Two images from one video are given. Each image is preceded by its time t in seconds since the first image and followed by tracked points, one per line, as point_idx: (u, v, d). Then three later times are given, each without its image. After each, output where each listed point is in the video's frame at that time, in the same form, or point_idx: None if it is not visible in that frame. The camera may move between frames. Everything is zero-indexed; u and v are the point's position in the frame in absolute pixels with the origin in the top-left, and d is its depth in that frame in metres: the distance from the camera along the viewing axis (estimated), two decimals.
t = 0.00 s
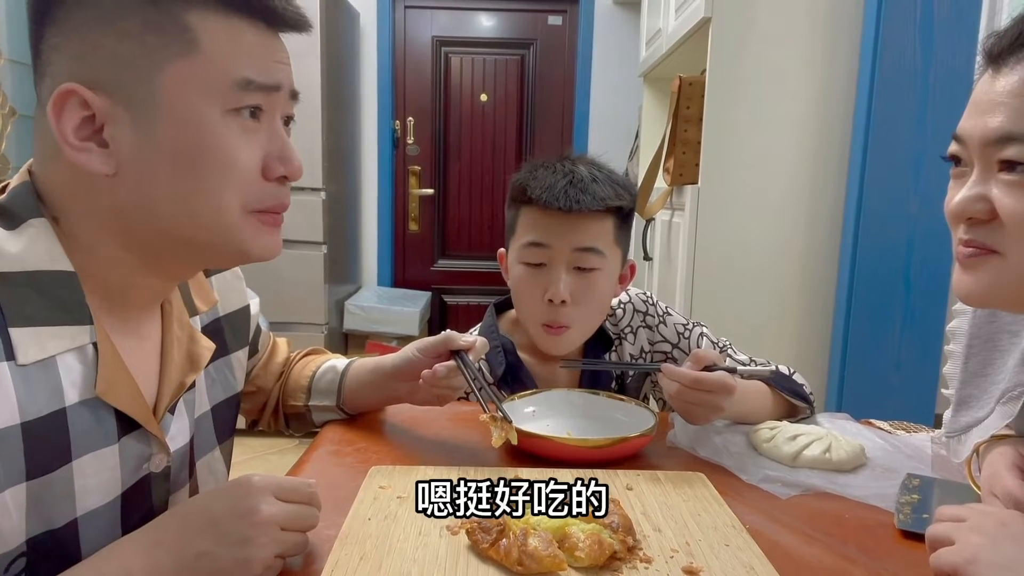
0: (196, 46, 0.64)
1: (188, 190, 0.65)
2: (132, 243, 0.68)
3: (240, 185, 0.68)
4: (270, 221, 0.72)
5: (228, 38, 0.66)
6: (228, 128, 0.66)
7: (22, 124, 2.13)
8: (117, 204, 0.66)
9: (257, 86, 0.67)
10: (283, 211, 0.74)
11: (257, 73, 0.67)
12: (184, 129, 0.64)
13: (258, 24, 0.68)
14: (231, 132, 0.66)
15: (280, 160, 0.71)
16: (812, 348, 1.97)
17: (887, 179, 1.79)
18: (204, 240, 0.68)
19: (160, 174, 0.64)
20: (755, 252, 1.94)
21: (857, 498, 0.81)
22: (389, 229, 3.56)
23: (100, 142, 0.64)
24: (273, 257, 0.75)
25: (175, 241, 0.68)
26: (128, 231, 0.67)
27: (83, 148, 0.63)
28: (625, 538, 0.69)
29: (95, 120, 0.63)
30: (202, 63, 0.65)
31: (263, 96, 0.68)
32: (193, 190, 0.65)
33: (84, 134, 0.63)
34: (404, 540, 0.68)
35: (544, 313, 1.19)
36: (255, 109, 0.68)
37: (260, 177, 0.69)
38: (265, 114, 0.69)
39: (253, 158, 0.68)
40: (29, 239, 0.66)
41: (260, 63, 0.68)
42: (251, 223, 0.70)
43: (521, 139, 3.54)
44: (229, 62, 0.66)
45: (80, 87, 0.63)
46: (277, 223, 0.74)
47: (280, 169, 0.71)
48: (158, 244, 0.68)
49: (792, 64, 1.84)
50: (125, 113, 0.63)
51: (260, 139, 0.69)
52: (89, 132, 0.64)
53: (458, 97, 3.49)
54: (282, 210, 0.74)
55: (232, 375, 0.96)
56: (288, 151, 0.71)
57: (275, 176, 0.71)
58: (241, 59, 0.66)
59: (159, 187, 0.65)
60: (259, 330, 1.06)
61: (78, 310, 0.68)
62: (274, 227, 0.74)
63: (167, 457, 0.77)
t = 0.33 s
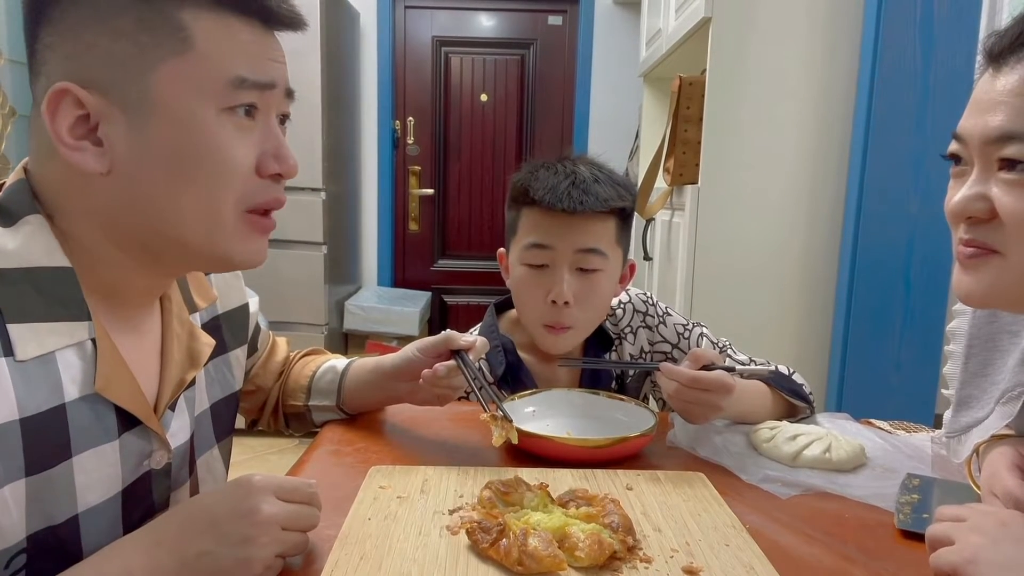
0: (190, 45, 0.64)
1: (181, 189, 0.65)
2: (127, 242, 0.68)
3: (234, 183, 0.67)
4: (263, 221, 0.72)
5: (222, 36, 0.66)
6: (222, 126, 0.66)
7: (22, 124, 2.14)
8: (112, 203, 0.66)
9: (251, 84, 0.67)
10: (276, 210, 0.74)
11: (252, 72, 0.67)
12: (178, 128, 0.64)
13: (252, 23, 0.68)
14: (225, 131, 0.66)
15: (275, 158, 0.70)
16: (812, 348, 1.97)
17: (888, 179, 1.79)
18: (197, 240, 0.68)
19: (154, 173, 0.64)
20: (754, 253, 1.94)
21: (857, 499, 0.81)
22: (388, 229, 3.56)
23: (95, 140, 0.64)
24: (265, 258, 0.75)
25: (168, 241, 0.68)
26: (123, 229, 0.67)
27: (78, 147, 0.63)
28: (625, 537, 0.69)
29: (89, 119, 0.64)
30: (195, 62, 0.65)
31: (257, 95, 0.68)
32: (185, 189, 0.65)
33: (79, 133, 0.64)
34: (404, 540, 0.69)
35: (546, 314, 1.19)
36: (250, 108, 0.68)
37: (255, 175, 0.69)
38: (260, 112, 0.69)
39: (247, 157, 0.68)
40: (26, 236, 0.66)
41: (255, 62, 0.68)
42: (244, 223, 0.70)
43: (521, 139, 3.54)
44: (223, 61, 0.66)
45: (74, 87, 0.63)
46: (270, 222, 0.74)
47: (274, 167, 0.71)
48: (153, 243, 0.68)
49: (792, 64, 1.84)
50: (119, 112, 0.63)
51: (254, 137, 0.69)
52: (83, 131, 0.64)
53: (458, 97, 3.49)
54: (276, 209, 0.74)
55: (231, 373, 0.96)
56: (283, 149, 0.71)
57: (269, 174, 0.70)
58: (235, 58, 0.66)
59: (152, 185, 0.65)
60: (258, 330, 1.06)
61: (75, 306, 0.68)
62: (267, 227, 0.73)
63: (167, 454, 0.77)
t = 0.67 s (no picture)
0: (189, 45, 0.64)
1: (181, 188, 0.65)
2: (126, 241, 0.68)
3: (233, 183, 0.67)
4: (263, 220, 0.72)
5: (221, 36, 0.66)
6: (222, 126, 0.66)
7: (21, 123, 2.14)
8: (112, 202, 0.66)
9: (251, 84, 0.67)
10: (277, 209, 0.74)
11: (251, 72, 0.67)
12: (177, 128, 0.64)
13: (252, 22, 0.68)
14: (224, 130, 0.66)
15: (274, 158, 0.70)
16: (812, 348, 1.97)
17: (888, 180, 1.79)
18: (197, 239, 0.68)
19: (154, 172, 0.64)
20: (754, 253, 1.95)
21: (857, 498, 0.81)
22: (388, 229, 3.56)
23: (94, 140, 0.64)
24: (266, 257, 0.75)
25: (168, 240, 0.68)
26: (123, 229, 0.67)
27: (78, 147, 0.63)
28: (625, 537, 0.69)
29: (88, 118, 0.64)
30: (195, 63, 0.65)
31: (256, 95, 0.68)
32: (185, 188, 0.65)
33: (78, 132, 0.64)
34: (404, 540, 0.68)
35: (549, 315, 1.19)
36: (250, 108, 0.68)
37: (254, 174, 0.69)
38: (260, 112, 0.69)
39: (246, 156, 0.68)
40: (25, 234, 0.66)
41: (254, 63, 0.68)
42: (244, 222, 0.70)
43: (521, 139, 3.54)
44: (223, 61, 0.66)
45: (74, 86, 0.63)
46: (271, 221, 0.74)
47: (274, 166, 0.71)
48: (153, 242, 0.68)
49: (792, 64, 1.84)
50: (118, 111, 0.63)
51: (254, 137, 0.69)
52: (83, 131, 0.64)
53: (458, 96, 3.49)
54: (276, 208, 0.74)
55: (232, 372, 0.96)
56: (282, 149, 0.71)
57: (268, 173, 0.70)
58: (234, 58, 0.66)
59: (151, 185, 0.65)
60: (258, 329, 1.06)
61: (75, 303, 0.68)
62: (267, 226, 0.73)
63: (169, 452, 0.77)
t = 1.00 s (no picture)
0: (191, 46, 0.64)
1: (182, 190, 0.65)
2: (127, 242, 0.68)
3: (234, 185, 0.67)
4: (264, 222, 0.72)
5: (222, 37, 0.66)
6: (223, 128, 0.66)
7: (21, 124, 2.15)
8: (113, 204, 0.66)
9: (252, 87, 0.67)
10: (278, 211, 0.74)
11: (252, 74, 0.67)
12: (178, 129, 0.64)
13: (254, 23, 0.68)
14: (225, 132, 0.66)
15: (275, 160, 0.71)
16: (813, 348, 1.97)
17: (888, 180, 1.79)
18: (198, 241, 0.68)
19: (155, 174, 0.64)
20: (754, 253, 1.94)
21: (857, 498, 0.81)
22: (388, 229, 3.56)
23: (95, 141, 0.64)
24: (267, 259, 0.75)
25: (170, 242, 0.68)
26: (123, 230, 0.67)
27: (79, 148, 0.63)
28: (625, 537, 0.69)
29: (90, 120, 0.64)
30: (196, 64, 0.65)
31: (258, 97, 0.68)
32: (186, 190, 0.65)
33: (79, 134, 0.64)
34: (404, 540, 0.68)
35: (546, 314, 1.19)
36: (251, 110, 0.68)
37: (256, 176, 0.69)
38: (261, 114, 0.69)
39: (248, 158, 0.68)
40: (25, 235, 0.66)
41: (256, 64, 0.67)
42: (245, 224, 0.70)
43: (522, 139, 3.54)
44: (224, 63, 0.66)
45: (75, 87, 0.63)
46: (272, 223, 0.74)
47: (275, 168, 0.71)
48: (154, 244, 0.68)
49: (792, 64, 1.84)
50: (120, 113, 0.63)
51: (255, 139, 0.69)
52: (84, 132, 0.64)
53: (458, 97, 3.49)
54: (277, 211, 0.74)
55: (232, 372, 0.96)
56: (283, 151, 0.71)
57: (270, 176, 0.71)
58: (236, 59, 0.66)
59: (152, 186, 0.65)
60: (258, 329, 1.06)
61: (75, 304, 0.68)
62: (268, 229, 0.73)
63: (169, 453, 0.77)
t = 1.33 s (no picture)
0: (192, 48, 0.64)
1: (183, 193, 0.65)
2: (128, 244, 0.68)
3: (235, 188, 0.67)
4: (265, 224, 0.72)
5: (224, 38, 0.66)
6: (223, 131, 0.66)
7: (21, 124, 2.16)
8: (114, 205, 0.66)
9: (254, 90, 0.67)
10: (279, 213, 0.74)
11: (254, 78, 0.67)
12: (180, 132, 0.64)
13: (256, 25, 0.68)
14: (226, 135, 0.66)
15: (276, 163, 0.71)
16: (813, 348, 1.97)
17: (888, 180, 1.79)
18: (199, 243, 0.68)
19: (156, 176, 0.64)
20: (754, 253, 1.94)
21: (857, 498, 0.81)
22: (388, 229, 3.56)
23: (96, 143, 0.64)
24: (267, 261, 0.75)
25: (172, 244, 0.68)
26: (124, 232, 0.67)
27: (80, 150, 0.63)
28: (625, 538, 0.69)
29: (91, 122, 0.64)
30: (197, 66, 0.64)
31: (259, 101, 0.68)
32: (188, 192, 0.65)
33: (80, 136, 0.63)
34: (403, 540, 0.68)
35: (536, 303, 1.19)
36: (252, 113, 0.68)
37: (256, 179, 0.69)
38: (262, 117, 0.69)
39: (248, 161, 0.68)
40: (25, 236, 0.67)
41: (258, 68, 0.67)
42: (246, 227, 0.70)
43: (521, 139, 3.54)
44: (226, 65, 0.66)
45: (76, 89, 0.63)
46: (273, 225, 0.74)
47: (276, 171, 0.71)
48: (155, 246, 0.68)
49: (792, 64, 1.84)
50: (121, 115, 0.63)
51: (256, 142, 0.69)
52: (85, 134, 0.64)
53: (458, 97, 3.49)
54: (279, 213, 0.74)
55: (231, 373, 0.96)
56: (284, 154, 0.71)
57: (271, 179, 0.71)
58: (237, 62, 0.66)
59: (153, 189, 0.65)
60: (258, 329, 1.06)
61: (75, 305, 0.68)
62: (269, 231, 0.74)
63: (168, 454, 0.77)
